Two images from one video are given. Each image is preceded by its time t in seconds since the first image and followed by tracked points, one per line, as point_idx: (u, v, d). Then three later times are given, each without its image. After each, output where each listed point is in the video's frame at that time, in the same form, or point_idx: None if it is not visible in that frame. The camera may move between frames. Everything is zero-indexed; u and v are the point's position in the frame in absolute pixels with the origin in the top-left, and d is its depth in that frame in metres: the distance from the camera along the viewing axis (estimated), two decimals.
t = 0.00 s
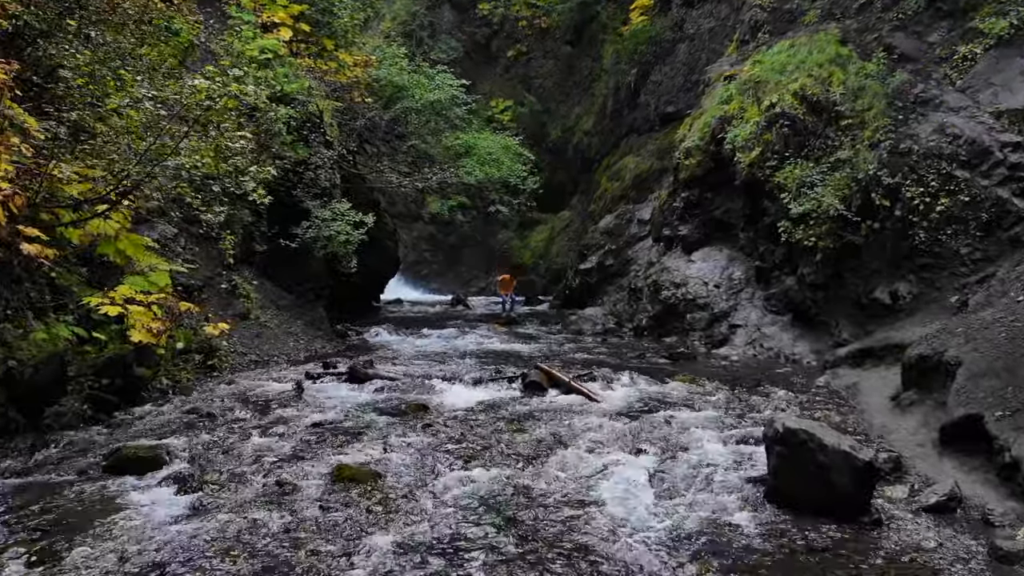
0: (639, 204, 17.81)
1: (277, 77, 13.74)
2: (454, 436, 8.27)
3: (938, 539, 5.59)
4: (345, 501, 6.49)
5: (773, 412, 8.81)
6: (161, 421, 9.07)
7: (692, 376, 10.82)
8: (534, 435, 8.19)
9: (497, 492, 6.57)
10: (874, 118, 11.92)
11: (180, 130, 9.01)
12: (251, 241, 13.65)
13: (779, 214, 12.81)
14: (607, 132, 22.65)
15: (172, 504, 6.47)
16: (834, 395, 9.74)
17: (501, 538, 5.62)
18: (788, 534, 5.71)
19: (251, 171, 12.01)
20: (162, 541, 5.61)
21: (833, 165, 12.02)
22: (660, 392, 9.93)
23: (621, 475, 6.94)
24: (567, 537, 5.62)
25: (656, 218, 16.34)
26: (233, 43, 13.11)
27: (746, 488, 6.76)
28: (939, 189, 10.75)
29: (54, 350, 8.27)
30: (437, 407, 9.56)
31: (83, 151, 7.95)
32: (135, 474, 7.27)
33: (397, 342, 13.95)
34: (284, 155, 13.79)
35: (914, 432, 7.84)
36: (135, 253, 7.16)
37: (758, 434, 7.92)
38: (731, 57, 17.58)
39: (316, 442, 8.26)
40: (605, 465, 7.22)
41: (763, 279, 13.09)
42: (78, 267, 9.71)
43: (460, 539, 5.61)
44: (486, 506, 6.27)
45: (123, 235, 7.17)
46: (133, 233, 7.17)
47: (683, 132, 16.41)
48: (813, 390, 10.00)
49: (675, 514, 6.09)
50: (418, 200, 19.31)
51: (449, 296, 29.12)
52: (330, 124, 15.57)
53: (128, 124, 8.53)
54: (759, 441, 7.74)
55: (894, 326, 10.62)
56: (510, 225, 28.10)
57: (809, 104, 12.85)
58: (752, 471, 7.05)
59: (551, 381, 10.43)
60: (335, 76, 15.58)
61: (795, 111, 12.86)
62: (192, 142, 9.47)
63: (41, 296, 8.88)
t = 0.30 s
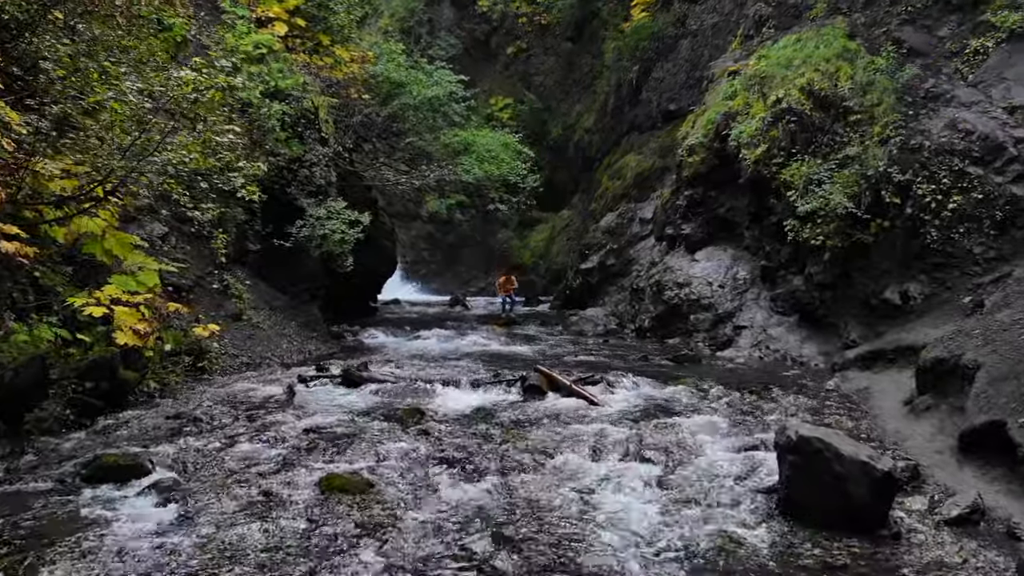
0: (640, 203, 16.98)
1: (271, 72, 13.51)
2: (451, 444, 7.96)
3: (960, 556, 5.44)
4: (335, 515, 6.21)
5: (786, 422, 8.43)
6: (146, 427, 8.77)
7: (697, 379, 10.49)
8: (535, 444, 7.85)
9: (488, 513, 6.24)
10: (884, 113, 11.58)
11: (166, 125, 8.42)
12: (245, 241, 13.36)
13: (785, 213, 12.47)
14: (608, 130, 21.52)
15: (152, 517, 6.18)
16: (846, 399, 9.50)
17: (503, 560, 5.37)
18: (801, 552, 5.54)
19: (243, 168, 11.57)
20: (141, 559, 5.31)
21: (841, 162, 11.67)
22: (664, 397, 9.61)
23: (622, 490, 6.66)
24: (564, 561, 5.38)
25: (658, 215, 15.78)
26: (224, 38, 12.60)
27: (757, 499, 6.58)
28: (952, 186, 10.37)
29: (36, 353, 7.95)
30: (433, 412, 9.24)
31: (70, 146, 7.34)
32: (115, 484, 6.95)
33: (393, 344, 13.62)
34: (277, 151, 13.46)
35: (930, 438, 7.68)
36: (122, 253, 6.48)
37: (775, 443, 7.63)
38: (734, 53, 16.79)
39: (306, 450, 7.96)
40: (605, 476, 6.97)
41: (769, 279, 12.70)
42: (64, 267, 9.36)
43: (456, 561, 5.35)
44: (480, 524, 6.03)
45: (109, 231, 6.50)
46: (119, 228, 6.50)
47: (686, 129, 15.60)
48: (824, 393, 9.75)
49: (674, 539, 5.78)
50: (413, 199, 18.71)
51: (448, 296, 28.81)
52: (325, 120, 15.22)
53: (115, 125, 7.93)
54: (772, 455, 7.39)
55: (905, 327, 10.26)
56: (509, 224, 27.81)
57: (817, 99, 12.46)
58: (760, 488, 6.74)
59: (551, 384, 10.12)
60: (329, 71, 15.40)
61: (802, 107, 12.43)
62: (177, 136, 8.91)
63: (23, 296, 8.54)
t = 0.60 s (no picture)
0: (643, 201, 16.50)
1: (264, 66, 13.09)
2: (448, 453, 7.59)
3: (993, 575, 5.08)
4: (322, 530, 5.84)
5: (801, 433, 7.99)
6: (129, 434, 8.39)
7: (703, 383, 10.09)
8: (536, 454, 7.46)
9: (484, 528, 5.85)
10: (896, 108, 11.07)
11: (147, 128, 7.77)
12: (238, 239, 13.01)
13: (793, 210, 12.07)
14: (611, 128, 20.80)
15: (128, 533, 5.81)
16: (860, 404, 9.12)
17: None
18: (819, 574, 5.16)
19: (234, 164, 11.21)
20: None
21: (851, 158, 11.27)
22: (670, 402, 9.24)
23: (628, 503, 6.31)
24: None
25: (661, 213, 15.33)
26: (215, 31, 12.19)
27: (769, 512, 6.23)
28: (967, 183, 10.03)
29: (17, 354, 7.59)
30: (429, 418, 8.89)
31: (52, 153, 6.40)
32: (92, 495, 6.58)
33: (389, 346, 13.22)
34: (272, 148, 13.09)
35: (951, 446, 7.34)
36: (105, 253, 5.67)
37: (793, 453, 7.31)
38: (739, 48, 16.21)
39: (294, 459, 7.58)
40: (610, 488, 6.61)
41: (777, 279, 12.27)
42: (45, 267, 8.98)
43: None
44: (477, 539, 5.67)
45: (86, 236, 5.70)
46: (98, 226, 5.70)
47: (689, 126, 15.06)
48: (836, 398, 9.40)
49: (681, 556, 5.43)
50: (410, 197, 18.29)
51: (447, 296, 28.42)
52: (320, 116, 14.82)
53: (106, 131, 7.15)
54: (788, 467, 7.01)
55: (918, 329, 9.88)
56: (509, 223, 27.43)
57: (825, 93, 11.97)
58: (773, 501, 6.41)
59: (552, 389, 9.75)
60: (328, 68, 14.93)
61: (810, 101, 11.93)
62: (163, 129, 8.56)
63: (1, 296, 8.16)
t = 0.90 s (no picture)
0: (646, 199, 16.02)
1: (256, 59, 12.62)
2: (444, 464, 7.16)
3: None
4: (308, 549, 5.42)
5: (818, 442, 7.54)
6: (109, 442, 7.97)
7: (711, 388, 9.64)
8: (537, 466, 7.03)
9: (481, 551, 5.41)
10: (911, 101, 10.62)
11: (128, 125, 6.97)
12: (229, 238, 12.62)
13: (803, 208, 11.60)
14: (612, 124, 20.29)
15: (99, 554, 5.41)
16: (877, 410, 8.70)
17: None
18: None
19: (221, 158, 10.71)
20: None
21: (864, 154, 10.83)
22: (678, 408, 8.80)
23: (635, 521, 5.90)
24: None
25: (665, 211, 14.86)
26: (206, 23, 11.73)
27: (786, 529, 5.82)
28: (986, 179, 9.49)
29: None
30: (425, 425, 8.50)
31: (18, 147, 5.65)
32: (63, 509, 6.16)
33: (384, 348, 12.78)
34: (263, 142, 12.72)
35: (977, 457, 6.92)
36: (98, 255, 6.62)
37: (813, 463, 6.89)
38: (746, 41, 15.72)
39: (279, 471, 7.13)
40: (615, 504, 6.20)
41: (786, 279, 11.80)
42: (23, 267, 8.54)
43: None
44: (474, 563, 5.24)
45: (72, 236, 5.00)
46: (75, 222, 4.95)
47: (695, 121, 14.57)
48: (851, 404, 8.98)
49: None
50: (406, 195, 17.84)
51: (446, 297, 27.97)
52: (314, 111, 14.37)
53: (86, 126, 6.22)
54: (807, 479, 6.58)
55: (936, 332, 9.46)
56: (508, 223, 26.97)
57: (836, 87, 11.47)
58: (792, 517, 5.98)
59: (553, 394, 9.33)
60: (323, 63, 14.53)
61: (821, 95, 11.44)
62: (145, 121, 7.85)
63: None
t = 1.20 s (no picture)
0: (650, 197, 15.54)
1: (247, 51, 12.07)
2: (439, 480, 6.66)
3: None
4: None
5: (839, 455, 7.04)
6: (84, 452, 7.50)
7: (722, 394, 9.15)
8: (540, 483, 6.53)
9: None
10: (928, 94, 10.16)
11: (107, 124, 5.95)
12: (218, 236, 12.16)
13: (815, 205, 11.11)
14: (615, 120, 19.82)
15: None
16: (898, 418, 8.22)
17: None
18: None
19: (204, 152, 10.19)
20: None
21: (882, 148, 10.30)
22: (687, 417, 8.31)
23: (647, 544, 5.43)
24: None
25: (670, 209, 14.36)
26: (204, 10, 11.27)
27: (809, 552, 5.35)
28: (1009, 175, 9.00)
29: None
30: (420, 435, 8.03)
31: None
32: (27, 528, 5.69)
33: (378, 352, 12.27)
34: (254, 137, 12.26)
35: (1009, 471, 6.47)
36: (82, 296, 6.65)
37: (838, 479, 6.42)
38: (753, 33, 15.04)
39: (264, 486, 6.65)
40: (624, 525, 5.73)
41: (797, 279, 11.31)
42: None
43: None
44: None
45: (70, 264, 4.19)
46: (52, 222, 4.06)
47: (701, 116, 14.10)
48: (870, 412, 8.49)
49: None
50: (403, 192, 17.35)
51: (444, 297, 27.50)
52: (306, 105, 13.89)
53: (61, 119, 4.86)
54: (830, 496, 6.12)
55: (955, 335, 8.97)
56: (508, 222, 26.49)
57: (850, 79, 10.98)
58: (816, 538, 5.51)
59: (555, 401, 8.85)
60: (316, 54, 14.09)
61: (834, 87, 10.96)
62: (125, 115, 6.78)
63: None
